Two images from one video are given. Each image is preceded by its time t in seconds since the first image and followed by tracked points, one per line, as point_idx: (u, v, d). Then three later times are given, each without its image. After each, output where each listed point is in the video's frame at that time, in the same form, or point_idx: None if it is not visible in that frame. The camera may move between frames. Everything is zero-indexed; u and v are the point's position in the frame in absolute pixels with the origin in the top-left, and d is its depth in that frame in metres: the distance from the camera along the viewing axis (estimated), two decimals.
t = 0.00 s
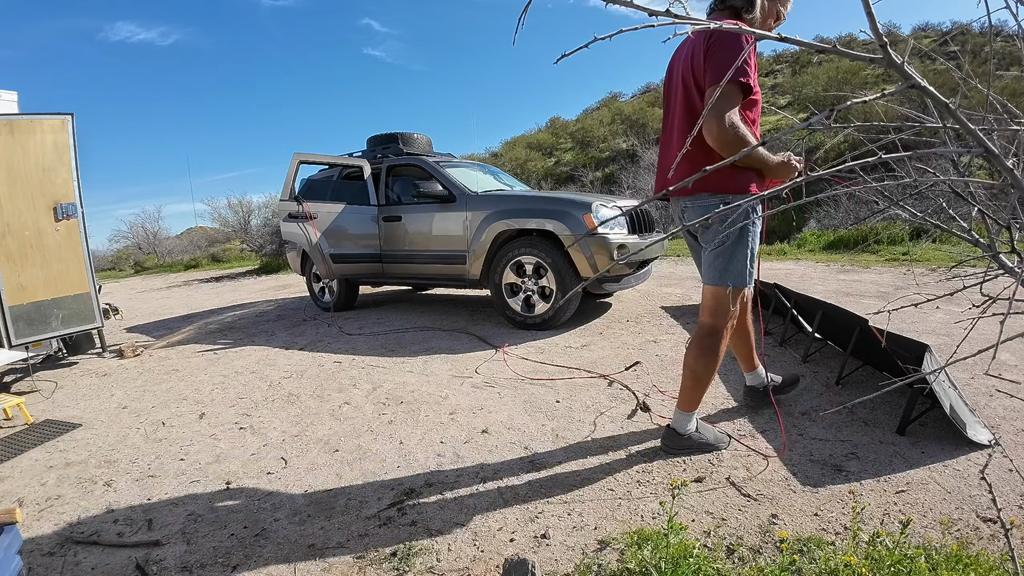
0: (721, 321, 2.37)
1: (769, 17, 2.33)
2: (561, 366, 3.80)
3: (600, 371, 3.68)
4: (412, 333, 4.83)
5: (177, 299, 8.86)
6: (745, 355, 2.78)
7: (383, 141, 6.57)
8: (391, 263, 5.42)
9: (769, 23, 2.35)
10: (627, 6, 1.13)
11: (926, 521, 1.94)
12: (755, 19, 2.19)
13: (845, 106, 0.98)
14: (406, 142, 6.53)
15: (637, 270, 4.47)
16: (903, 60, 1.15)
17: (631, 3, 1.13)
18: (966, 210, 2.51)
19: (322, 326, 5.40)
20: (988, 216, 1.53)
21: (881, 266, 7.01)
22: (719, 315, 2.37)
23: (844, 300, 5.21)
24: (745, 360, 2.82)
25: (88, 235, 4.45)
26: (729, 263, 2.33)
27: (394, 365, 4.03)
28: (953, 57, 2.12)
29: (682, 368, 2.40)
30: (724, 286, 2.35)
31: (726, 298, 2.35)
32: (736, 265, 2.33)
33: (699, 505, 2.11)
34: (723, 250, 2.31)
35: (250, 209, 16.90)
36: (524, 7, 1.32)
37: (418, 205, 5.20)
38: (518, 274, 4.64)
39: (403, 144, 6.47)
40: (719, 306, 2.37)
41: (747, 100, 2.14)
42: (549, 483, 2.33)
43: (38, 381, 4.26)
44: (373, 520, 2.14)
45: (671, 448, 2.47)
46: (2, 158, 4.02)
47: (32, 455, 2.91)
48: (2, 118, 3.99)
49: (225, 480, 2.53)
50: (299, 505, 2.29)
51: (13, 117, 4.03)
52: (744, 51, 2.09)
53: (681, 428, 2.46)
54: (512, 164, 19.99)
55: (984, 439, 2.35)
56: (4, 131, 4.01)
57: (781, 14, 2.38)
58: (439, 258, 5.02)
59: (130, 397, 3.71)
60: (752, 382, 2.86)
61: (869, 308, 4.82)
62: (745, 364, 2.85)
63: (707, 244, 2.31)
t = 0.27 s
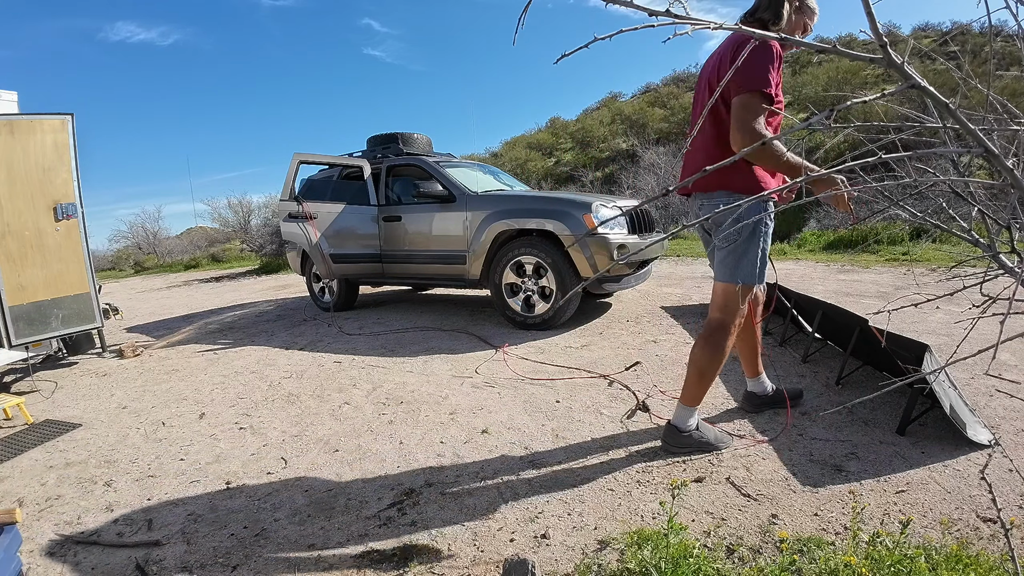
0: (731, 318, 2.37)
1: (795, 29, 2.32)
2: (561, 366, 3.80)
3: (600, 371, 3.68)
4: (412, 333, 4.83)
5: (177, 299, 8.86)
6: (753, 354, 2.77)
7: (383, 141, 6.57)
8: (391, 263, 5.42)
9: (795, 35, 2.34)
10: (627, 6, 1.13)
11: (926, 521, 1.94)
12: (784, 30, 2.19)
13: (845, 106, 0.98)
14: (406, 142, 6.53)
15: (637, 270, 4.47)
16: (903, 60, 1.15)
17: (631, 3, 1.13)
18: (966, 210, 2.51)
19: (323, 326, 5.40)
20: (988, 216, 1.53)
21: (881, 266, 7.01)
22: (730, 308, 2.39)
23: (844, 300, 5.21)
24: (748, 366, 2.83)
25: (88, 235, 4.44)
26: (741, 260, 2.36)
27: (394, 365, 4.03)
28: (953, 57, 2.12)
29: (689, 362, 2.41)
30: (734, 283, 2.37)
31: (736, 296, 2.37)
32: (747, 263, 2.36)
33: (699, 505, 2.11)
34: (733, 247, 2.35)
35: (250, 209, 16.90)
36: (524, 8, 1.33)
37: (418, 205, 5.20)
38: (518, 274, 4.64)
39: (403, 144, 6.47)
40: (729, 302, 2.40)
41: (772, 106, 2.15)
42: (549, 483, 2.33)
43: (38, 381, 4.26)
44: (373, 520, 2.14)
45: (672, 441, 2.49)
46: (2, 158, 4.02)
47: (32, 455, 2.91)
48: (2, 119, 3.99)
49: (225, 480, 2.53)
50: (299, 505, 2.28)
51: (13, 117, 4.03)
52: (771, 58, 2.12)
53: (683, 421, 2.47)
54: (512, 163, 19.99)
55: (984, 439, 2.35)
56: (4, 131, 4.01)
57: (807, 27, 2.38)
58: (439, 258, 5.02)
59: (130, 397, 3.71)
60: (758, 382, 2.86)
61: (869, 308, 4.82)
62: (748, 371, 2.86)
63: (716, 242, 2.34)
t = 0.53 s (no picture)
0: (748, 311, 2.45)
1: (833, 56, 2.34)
2: (561, 366, 3.80)
3: (600, 371, 3.68)
4: (412, 333, 4.83)
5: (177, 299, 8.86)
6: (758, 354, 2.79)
7: (383, 141, 6.58)
8: (391, 263, 5.42)
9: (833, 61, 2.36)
10: (626, 6, 1.14)
11: (926, 521, 1.94)
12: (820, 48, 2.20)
13: (844, 106, 0.98)
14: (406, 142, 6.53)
15: (637, 270, 4.47)
16: (902, 60, 1.15)
17: (631, 3, 1.14)
18: (966, 210, 2.51)
19: (323, 327, 5.40)
20: (988, 216, 1.53)
21: (881, 266, 7.01)
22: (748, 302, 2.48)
23: (844, 300, 5.21)
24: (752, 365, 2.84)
25: (88, 235, 4.44)
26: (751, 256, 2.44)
27: (394, 365, 4.03)
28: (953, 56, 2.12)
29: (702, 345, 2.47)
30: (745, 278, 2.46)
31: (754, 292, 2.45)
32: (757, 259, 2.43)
33: (699, 505, 2.11)
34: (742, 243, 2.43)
35: (250, 209, 16.90)
36: (524, 8, 1.34)
37: (418, 205, 5.20)
38: (518, 274, 4.64)
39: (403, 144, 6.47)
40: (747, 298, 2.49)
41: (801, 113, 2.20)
42: (549, 483, 2.33)
43: (38, 381, 4.26)
44: (373, 520, 2.14)
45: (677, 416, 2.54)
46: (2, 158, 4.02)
47: (32, 455, 2.91)
48: (2, 119, 3.99)
49: (225, 480, 2.53)
50: (299, 505, 2.29)
51: (13, 117, 4.03)
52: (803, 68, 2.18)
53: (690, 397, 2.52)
54: (512, 164, 19.98)
55: (984, 439, 2.35)
56: (4, 131, 4.01)
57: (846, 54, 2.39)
58: (439, 258, 5.02)
59: (130, 397, 3.71)
60: (761, 382, 2.86)
61: (869, 308, 4.82)
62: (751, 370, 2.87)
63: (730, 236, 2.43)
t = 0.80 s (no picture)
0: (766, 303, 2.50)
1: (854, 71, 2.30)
2: (561, 366, 3.80)
3: (600, 370, 3.68)
4: (412, 333, 4.83)
5: (177, 299, 8.85)
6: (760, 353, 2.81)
7: (383, 141, 6.58)
8: (391, 263, 5.42)
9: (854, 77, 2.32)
10: (626, 6, 1.14)
11: (926, 521, 1.94)
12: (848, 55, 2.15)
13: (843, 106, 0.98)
14: (406, 142, 6.53)
15: (637, 270, 4.47)
16: (903, 60, 1.15)
17: (631, 3, 1.14)
18: (966, 210, 2.51)
19: (323, 326, 5.40)
20: (988, 216, 1.53)
21: (881, 266, 7.01)
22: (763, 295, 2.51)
23: (844, 300, 5.21)
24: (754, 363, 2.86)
25: (88, 235, 4.44)
26: (758, 251, 2.48)
27: (394, 365, 4.03)
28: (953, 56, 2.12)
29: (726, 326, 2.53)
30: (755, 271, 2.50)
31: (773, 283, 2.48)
32: (765, 251, 2.46)
33: (699, 505, 2.11)
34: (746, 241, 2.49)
35: (250, 209, 16.90)
36: (524, 8, 1.36)
37: (418, 205, 5.20)
38: (518, 274, 4.64)
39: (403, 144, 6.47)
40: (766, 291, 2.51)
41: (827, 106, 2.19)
42: (548, 483, 2.33)
43: (38, 381, 4.26)
44: (373, 520, 2.14)
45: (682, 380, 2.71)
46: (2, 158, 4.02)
47: (32, 455, 2.91)
48: (2, 118, 3.99)
49: (225, 480, 2.53)
50: (299, 505, 2.29)
51: (13, 117, 4.03)
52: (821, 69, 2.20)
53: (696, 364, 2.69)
54: (512, 164, 19.98)
55: (984, 439, 2.35)
56: (4, 131, 4.01)
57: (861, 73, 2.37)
58: (439, 258, 5.02)
59: (130, 397, 3.71)
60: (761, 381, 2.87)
61: (869, 308, 4.82)
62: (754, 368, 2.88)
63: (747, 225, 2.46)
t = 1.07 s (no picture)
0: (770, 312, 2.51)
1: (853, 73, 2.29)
2: (561, 366, 3.80)
3: (600, 370, 3.68)
4: (412, 333, 4.83)
5: (177, 299, 8.85)
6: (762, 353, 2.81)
7: (383, 142, 6.57)
8: (391, 263, 5.42)
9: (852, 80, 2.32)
10: (627, 6, 1.14)
11: (926, 521, 1.94)
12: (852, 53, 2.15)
13: (844, 106, 0.98)
14: (406, 142, 6.53)
15: (637, 270, 4.47)
16: (903, 60, 1.15)
17: (631, 3, 1.14)
18: (966, 210, 2.51)
19: (323, 326, 5.40)
20: (988, 216, 1.53)
21: (881, 266, 7.01)
22: (762, 304, 2.51)
23: (844, 300, 5.21)
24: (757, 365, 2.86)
25: (88, 235, 4.44)
26: (759, 254, 2.47)
27: (394, 365, 4.03)
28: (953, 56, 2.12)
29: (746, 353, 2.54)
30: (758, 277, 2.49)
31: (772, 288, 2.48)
32: (766, 255, 2.44)
33: (699, 505, 2.11)
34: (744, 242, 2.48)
35: (250, 209, 16.90)
36: (524, 9, 1.36)
37: (418, 205, 5.19)
38: (518, 274, 4.64)
39: (403, 144, 6.47)
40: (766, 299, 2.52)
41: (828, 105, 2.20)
42: (548, 483, 2.33)
43: (38, 381, 4.26)
44: (373, 520, 2.14)
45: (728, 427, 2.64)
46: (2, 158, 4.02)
47: (32, 455, 2.91)
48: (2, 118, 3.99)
49: (225, 479, 2.53)
50: (299, 505, 2.29)
51: (13, 117, 4.03)
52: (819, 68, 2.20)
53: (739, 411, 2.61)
54: (512, 164, 19.98)
55: (984, 439, 2.35)
56: (4, 131, 4.01)
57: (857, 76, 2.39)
58: (439, 258, 5.02)
59: (130, 397, 3.71)
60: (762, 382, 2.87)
61: (869, 308, 4.82)
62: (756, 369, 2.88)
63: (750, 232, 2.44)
